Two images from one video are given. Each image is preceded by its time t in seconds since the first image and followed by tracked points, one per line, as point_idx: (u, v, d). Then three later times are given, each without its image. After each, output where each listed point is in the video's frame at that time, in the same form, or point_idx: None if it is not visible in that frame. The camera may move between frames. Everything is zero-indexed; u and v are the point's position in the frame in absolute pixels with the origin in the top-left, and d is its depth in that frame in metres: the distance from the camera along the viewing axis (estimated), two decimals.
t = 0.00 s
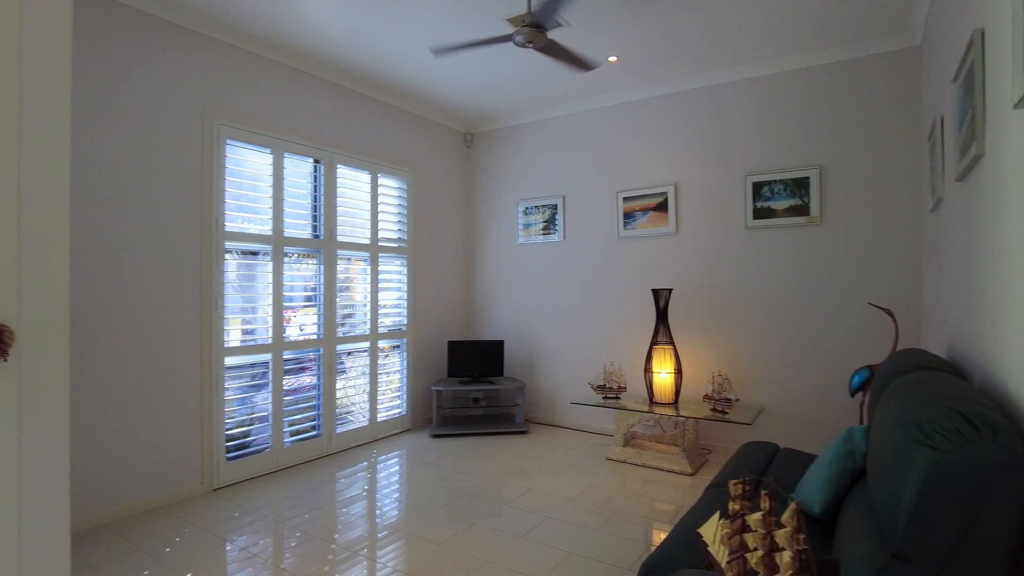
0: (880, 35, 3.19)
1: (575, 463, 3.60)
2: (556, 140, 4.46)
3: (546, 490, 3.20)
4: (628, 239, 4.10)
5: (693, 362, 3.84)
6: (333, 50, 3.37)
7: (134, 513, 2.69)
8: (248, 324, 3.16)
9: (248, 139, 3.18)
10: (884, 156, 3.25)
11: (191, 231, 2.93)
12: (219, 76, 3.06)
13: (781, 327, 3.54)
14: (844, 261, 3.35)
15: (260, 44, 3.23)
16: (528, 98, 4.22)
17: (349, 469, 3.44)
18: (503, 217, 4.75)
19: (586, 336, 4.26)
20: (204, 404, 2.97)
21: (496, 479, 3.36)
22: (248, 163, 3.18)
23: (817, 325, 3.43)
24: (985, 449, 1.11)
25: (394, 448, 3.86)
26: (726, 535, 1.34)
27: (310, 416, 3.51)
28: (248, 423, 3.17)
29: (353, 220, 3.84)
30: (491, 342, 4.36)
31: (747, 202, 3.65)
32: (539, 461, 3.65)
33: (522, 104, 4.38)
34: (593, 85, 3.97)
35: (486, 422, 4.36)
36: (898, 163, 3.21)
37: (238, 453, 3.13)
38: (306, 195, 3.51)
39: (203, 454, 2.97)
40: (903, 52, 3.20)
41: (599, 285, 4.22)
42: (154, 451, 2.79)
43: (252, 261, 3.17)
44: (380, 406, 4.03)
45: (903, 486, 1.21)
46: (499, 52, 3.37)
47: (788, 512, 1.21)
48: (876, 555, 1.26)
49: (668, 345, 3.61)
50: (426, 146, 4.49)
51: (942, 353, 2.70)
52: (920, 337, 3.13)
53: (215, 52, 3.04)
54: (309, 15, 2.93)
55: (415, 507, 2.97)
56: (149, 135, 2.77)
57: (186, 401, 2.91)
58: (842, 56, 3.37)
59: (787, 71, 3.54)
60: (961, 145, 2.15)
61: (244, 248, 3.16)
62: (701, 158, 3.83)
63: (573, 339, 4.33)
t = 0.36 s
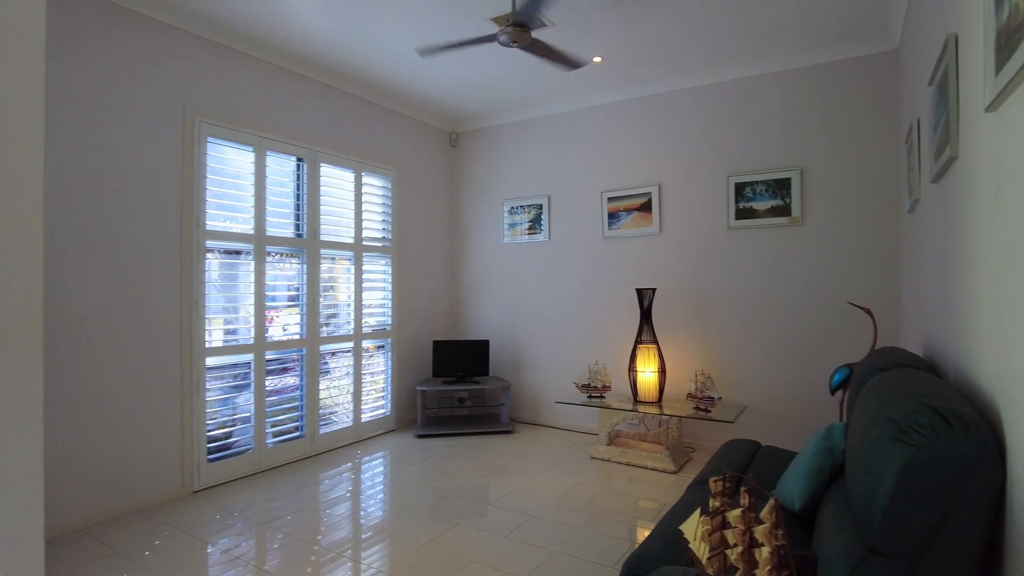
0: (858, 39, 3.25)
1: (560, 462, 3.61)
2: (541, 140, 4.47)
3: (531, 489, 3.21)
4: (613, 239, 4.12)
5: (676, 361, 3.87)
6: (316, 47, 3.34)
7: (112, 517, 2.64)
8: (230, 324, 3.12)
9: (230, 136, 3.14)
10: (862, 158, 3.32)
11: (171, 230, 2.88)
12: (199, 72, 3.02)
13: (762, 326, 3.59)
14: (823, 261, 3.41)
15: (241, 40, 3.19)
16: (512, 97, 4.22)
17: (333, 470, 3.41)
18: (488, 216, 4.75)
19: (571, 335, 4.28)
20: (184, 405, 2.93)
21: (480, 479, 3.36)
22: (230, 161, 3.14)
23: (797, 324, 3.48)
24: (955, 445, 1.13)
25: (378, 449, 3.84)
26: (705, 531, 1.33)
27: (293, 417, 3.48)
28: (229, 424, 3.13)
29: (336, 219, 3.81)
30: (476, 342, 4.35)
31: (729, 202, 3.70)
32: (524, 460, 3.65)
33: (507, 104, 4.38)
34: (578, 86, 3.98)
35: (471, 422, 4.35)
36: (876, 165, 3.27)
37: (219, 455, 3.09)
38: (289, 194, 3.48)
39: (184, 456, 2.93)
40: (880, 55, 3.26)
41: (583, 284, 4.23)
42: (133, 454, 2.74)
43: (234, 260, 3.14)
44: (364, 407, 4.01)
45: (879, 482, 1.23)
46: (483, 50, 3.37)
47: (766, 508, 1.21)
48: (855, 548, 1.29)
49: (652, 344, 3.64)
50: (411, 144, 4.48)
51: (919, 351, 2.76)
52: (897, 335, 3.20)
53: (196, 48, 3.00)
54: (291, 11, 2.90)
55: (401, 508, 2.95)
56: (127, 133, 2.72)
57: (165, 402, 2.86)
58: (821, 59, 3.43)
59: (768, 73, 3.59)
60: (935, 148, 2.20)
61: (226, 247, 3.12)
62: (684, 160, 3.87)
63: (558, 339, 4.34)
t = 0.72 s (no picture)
0: (838, 42, 3.30)
1: (546, 461, 3.62)
2: (528, 140, 4.48)
3: (517, 488, 3.21)
4: (599, 239, 4.14)
5: (662, 360, 3.90)
6: (300, 45, 3.31)
7: (90, 520, 2.60)
8: (212, 323, 3.08)
9: (212, 134, 3.11)
10: (842, 160, 3.37)
11: (152, 228, 2.84)
12: (180, 69, 2.98)
13: (745, 326, 3.63)
14: (805, 261, 3.46)
15: (224, 37, 3.15)
16: (499, 97, 4.22)
17: (318, 471, 3.39)
18: (475, 216, 4.75)
19: (557, 335, 4.29)
20: (166, 406, 2.89)
21: (466, 479, 3.35)
22: (212, 159, 3.10)
23: (780, 324, 3.53)
24: (930, 440, 1.16)
25: (363, 449, 3.82)
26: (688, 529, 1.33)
27: (277, 418, 3.45)
28: (212, 426, 3.09)
29: (321, 218, 3.78)
30: (463, 342, 4.35)
31: (714, 203, 3.73)
32: (510, 459, 3.66)
33: (493, 104, 4.38)
34: (564, 86, 4.00)
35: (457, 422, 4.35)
36: (856, 166, 3.33)
37: (202, 456, 3.05)
38: (273, 192, 3.44)
39: (166, 457, 2.89)
40: (860, 59, 3.32)
41: (570, 284, 4.25)
42: (112, 456, 2.70)
43: (217, 259, 3.10)
44: (349, 407, 3.98)
45: (858, 477, 1.25)
46: (469, 49, 3.36)
47: (748, 503, 1.19)
48: (834, 543, 1.31)
49: (637, 343, 3.67)
50: (397, 144, 4.46)
51: (898, 349, 2.81)
52: (877, 334, 3.25)
53: (177, 44, 2.96)
54: (275, 8, 2.87)
55: (386, 509, 2.94)
56: (106, 129, 2.68)
57: (146, 403, 2.82)
58: (802, 61, 3.47)
59: (751, 75, 3.63)
60: (912, 150, 2.24)
61: (208, 246, 3.08)
62: (669, 160, 3.90)
63: (544, 338, 4.35)
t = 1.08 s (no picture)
0: (821, 45, 3.34)
1: (533, 461, 3.62)
2: (515, 139, 4.48)
3: (504, 488, 3.21)
4: (586, 239, 4.15)
5: (648, 360, 3.92)
6: (285, 42, 3.28)
7: (69, 524, 2.55)
8: (196, 324, 3.04)
9: (195, 132, 3.06)
10: (825, 161, 3.41)
11: (133, 227, 2.80)
12: (162, 65, 2.93)
13: (731, 325, 3.66)
14: (789, 261, 3.50)
15: (207, 34, 3.11)
16: (486, 96, 4.21)
17: (303, 472, 3.36)
18: (462, 215, 4.73)
19: (545, 334, 4.29)
20: (147, 407, 2.85)
21: (453, 479, 3.34)
22: (195, 157, 3.06)
23: (764, 323, 3.56)
24: (910, 437, 1.17)
25: (350, 450, 3.79)
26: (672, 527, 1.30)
27: (262, 419, 3.41)
28: (195, 427, 3.05)
29: (307, 217, 3.75)
30: (450, 342, 4.34)
31: (699, 203, 3.76)
32: (497, 459, 3.65)
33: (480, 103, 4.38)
34: (551, 86, 4.00)
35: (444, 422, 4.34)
36: (838, 168, 3.38)
37: (185, 458, 3.01)
38: (257, 191, 3.41)
39: (148, 460, 2.85)
40: (842, 62, 3.36)
41: (557, 284, 4.26)
42: (92, 459, 2.65)
43: (200, 258, 3.06)
44: (335, 408, 3.96)
45: (840, 474, 1.26)
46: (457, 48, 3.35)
47: (731, 502, 1.21)
48: (816, 541, 1.32)
49: (623, 343, 3.69)
50: (384, 142, 4.43)
51: (879, 348, 2.86)
52: (859, 333, 3.30)
53: (159, 41, 2.92)
54: (259, 5, 2.84)
55: (372, 509, 2.92)
56: (86, 126, 2.63)
57: (127, 404, 2.77)
58: (787, 63, 3.51)
59: (736, 77, 3.66)
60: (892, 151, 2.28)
61: (191, 245, 3.04)
62: (655, 161, 3.92)
63: (532, 338, 4.35)
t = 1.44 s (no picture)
0: (805, 48, 3.38)
1: (522, 461, 3.62)
2: (504, 139, 4.48)
3: (493, 488, 3.21)
4: (575, 239, 4.16)
5: (636, 359, 3.94)
6: (271, 39, 3.25)
7: (50, 529, 2.50)
8: (181, 324, 3.00)
9: (179, 129, 3.02)
10: (809, 163, 3.46)
11: (116, 226, 2.75)
12: (146, 62, 2.89)
13: (717, 325, 3.69)
14: (774, 261, 3.53)
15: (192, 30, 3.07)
16: (475, 96, 4.21)
17: (290, 474, 3.33)
18: (450, 215, 4.72)
19: (533, 334, 4.30)
20: (131, 409, 2.80)
21: (441, 480, 3.33)
22: (180, 155, 3.02)
23: (750, 323, 3.60)
24: (893, 436, 1.19)
25: (337, 451, 3.76)
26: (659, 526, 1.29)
27: (247, 420, 3.37)
28: (180, 429, 3.01)
29: (293, 217, 3.72)
30: (438, 342, 4.33)
31: (686, 204, 3.79)
32: (486, 459, 3.65)
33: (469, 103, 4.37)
34: (540, 86, 4.01)
35: (433, 423, 4.33)
36: (822, 169, 3.42)
37: (169, 461, 2.97)
38: (243, 190, 3.37)
39: (131, 463, 2.81)
40: (826, 64, 3.40)
41: (545, 284, 4.26)
42: (73, 462, 2.60)
43: (184, 258, 3.02)
44: (322, 409, 3.93)
45: (824, 473, 1.27)
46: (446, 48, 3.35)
47: (717, 501, 1.22)
48: (800, 540, 1.32)
49: (611, 342, 3.70)
50: (371, 141, 4.41)
51: (863, 347, 2.90)
52: (843, 332, 3.34)
53: (143, 37, 2.87)
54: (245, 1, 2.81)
55: (360, 510, 2.91)
56: (67, 123, 2.58)
57: (110, 406, 2.73)
58: (772, 65, 3.55)
59: (723, 78, 3.69)
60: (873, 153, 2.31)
61: (176, 244, 3.00)
62: (643, 161, 3.94)
63: (520, 338, 4.35)
